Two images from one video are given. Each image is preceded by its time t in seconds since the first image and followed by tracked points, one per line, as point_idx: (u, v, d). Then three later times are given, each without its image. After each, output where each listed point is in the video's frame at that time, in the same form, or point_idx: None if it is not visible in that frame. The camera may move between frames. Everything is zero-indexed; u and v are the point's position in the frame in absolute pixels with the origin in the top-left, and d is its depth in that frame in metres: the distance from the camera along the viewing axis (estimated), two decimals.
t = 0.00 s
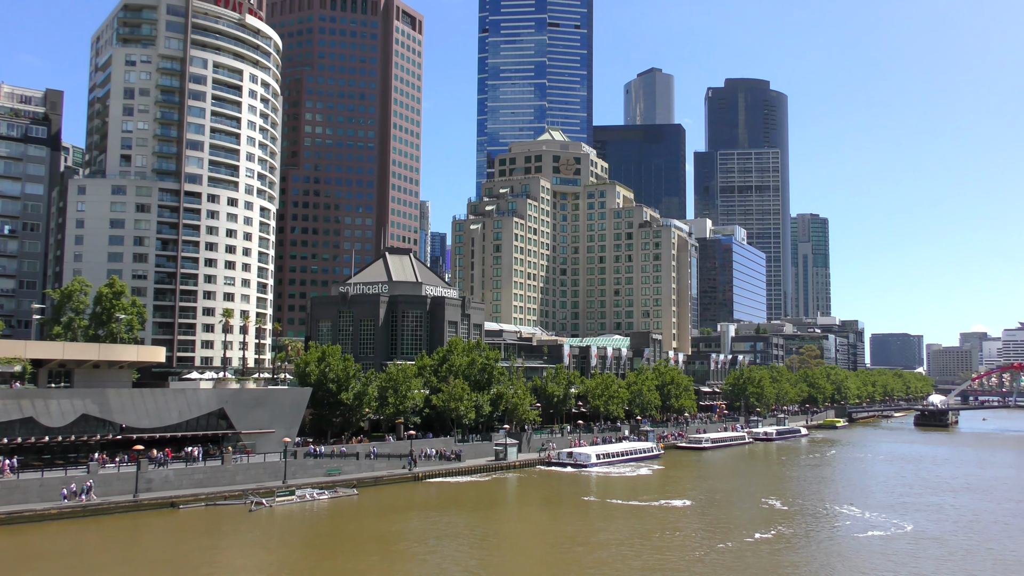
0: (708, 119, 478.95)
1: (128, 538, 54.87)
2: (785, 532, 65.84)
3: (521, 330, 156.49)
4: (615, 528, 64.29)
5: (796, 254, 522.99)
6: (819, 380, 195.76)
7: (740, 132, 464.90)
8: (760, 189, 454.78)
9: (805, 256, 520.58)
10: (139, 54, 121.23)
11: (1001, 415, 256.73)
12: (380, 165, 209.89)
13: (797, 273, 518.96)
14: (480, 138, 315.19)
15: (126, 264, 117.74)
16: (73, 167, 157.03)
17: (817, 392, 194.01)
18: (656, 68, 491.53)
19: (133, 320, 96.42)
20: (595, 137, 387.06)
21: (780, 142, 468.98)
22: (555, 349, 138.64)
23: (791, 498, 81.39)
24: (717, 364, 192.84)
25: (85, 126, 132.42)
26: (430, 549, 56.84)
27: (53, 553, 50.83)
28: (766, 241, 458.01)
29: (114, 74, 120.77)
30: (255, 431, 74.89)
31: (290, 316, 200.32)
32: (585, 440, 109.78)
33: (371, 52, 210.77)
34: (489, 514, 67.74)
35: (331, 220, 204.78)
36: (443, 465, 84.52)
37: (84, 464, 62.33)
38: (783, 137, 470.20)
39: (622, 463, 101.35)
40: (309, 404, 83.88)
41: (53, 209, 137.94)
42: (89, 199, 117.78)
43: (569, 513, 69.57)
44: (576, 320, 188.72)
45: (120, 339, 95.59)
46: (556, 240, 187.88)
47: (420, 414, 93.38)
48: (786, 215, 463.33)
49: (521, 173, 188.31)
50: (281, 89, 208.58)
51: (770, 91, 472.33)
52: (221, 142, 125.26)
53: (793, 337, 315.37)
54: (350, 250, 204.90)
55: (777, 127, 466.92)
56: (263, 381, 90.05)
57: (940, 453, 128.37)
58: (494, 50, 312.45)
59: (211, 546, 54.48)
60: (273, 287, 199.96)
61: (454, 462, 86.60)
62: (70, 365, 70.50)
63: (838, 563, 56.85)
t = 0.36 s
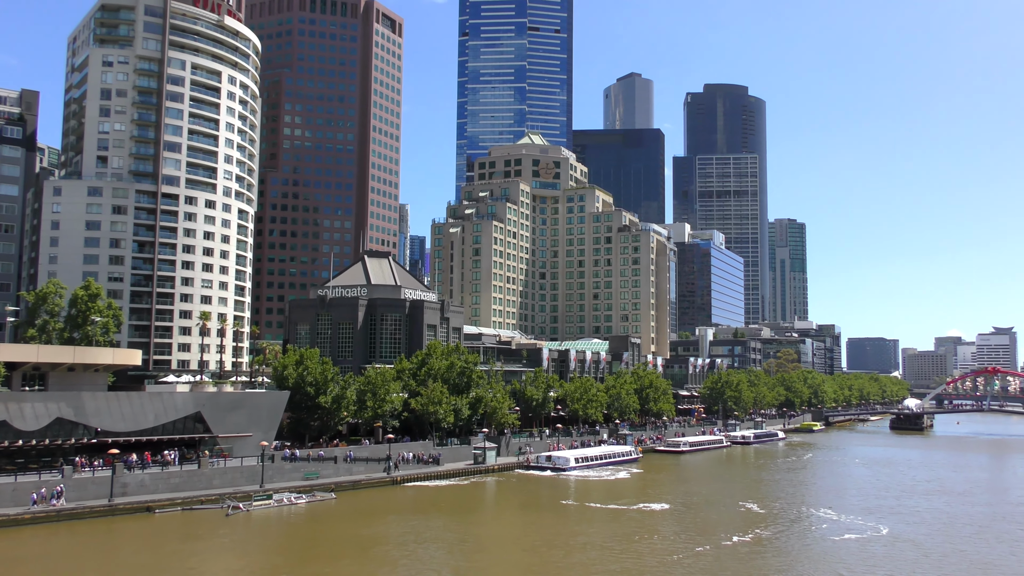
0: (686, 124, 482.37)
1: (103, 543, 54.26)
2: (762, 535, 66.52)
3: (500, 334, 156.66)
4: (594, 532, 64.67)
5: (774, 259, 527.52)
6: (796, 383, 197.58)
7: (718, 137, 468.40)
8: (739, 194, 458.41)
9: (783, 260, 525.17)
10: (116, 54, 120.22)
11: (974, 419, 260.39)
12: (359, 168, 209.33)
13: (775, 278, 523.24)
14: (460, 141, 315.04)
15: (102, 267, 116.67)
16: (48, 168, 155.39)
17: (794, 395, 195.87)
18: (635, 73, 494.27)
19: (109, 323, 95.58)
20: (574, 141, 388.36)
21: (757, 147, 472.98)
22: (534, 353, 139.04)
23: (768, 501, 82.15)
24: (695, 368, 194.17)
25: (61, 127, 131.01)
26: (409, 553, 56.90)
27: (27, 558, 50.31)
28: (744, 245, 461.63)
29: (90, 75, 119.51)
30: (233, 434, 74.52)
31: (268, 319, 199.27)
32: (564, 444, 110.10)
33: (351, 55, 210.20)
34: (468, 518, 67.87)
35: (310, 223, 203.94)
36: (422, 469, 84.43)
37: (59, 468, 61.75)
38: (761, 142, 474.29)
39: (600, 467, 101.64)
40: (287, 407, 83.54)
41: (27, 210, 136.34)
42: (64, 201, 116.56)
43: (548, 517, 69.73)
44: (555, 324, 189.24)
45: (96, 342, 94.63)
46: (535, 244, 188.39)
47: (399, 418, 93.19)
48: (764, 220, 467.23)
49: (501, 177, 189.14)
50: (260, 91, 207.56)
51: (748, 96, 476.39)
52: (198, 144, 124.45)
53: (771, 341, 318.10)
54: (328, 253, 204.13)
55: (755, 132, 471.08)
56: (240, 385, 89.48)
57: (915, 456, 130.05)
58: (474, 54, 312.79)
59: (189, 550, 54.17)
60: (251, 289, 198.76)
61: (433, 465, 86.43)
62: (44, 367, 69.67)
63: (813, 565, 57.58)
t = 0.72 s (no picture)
0: (666, 129, 485.23)
1: (78, 548, 53.69)
2: (740, 538, 67.07)
3: (479, 337, 156.59)
4: (572, 535, 64.93)
5: (752, 263, 531.47)
6: (774, 387, 199.07)
7: (697, 141, 471.42)
8: (717, 198, 461.57)
9: (761, 264, 529.27)
10: (93, 54, 118.91)
11: (948, 423, 263.77)
12: (339, 171, 208.58)
13: (753, 282, 527.12)
14: (440, 144, 314.74)
15: (77, 268, 115.41)
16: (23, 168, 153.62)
17: (772, 399, 197.36)
18: (615, 77, 496.42)
19: (83, 326, 94.55)
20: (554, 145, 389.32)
21: (736, 152, 476.42)
22: (513, 356, 139.16)
23: (746, 504, 82.80)
24: (673, 372, 195.14)
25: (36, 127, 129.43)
26: (388, 556, 56.88)
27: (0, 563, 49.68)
28: (723, 250, 464.72)
29: (66, 75, 118.01)
30: (209, 438, 73.98)
31: (246, 322, 198.05)
32: (544, 447, 110.20)
33: (331, 57, 209.43)
34: (446, 522, 67.88)
35: (288, 225, 202.99)
36: (400, 473, 84.22)
37: (32, 472, 60.99)
38: (739, 147, 477.90)
39: (579, 470, 101.93)
40: (265, 411, 83.06)
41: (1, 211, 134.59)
42: (39, 202, 115.13)
43: (525, 521, 69.76)
44: (535, 327, 189.43)
45: (70, 344, 93.45)
46: (515, 248, 188.62)
47: (377, 421, 92.98)
48: (742, 225, 470.72)
49: (481, 181, 188.73)
50: (238, 93, 206.20)
51: (727, 102, 479.91)
52: (176, 145, 123.61)
53: (749, 345, 320.33)
54: (307, 256, 203.17)
55: (734, 137, 474.64)
56: (217, 388, 88.76)
57: (890, 459, 131.55)
58: (454, 57, 312.76)
59: (166, 555, 53.76)
60: (229, 292, 197.46)
61: (411, 469, 86.25)
62: (18, 371, 68.67)
63: (790, 568, 58.18)
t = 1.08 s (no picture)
0: (646, 133, 487.60)
1: (52, 554, 52.95)
2: (719, 541, 67.45)
3: (459, 340, 156.29)
4: (551, 538, 64.96)
5: (731, 267, 534.86)
6: (752, 391, 200.29)
7: (677, 146, 474.17)
8: (696, 203, 464.31)
9: (739, 269, 532.85)
10: (69, 54, 117.68)
11: (925, 426, 266.59)
12: (319, 173, 207.70)
13: (732, 287, 530.42)
14: (420, 147, 314.14)
15: (52, 270, 113.97)
16: None
17: (750, 403, 198.64)
18: (595, 82, 498.29)
19: (58, 328, 93.39)
20: (535, 149, 390.00)
21: (715, 157, 479.53)
22: (493, 360, 139.06)
23: (724, 508, 83.24)
24: (653, 376, 195.81)
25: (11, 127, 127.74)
26: (366, 560, 56.61)
27: None
28: (702, 254, 467.17)
29: (43, 75, 116.81)
30: (186, 442, 73.26)
31: (224, 324, 196.52)
32: (523, 451, 110.15)
33: (311, 59, 208.46)
34: (425, 526, 67.60)
35: (267, 227, 201.86)
36: (379, 477, 83.90)
37: (5, 476, 60.21)
38: (718, 152, 481.17)
39: (559, 474, 101.95)
40: (243, 414, 82.41)
41: None
42: (12, 203, 113.62)
43: (505, 524, 69.67)
44: (515, 331, 189.25)
45: (45, 347, 92.11)
46: (495, 251, 188.54)
47: (356, 425, 92.52)
48: (721, 229, 473.66)
49: (461, 184, 189.61)
50: (217, 94, 204.73)
51: (706, 107, 483.17)
52: (154, 146, 122.30)
53: (728, 349, 322.13)
54: (286, 258, 201.92)
55: (713, 142, 477.71)
56: (194, 391, 87.90)
57: (867, 463, 132.72)
58: (435, 60, 312.57)
59: (141, 560, 53.15)
60: (207, 294, 195.96)
61: (390, 473, 85.96)
62: None
63: (769, 570, 58.55)
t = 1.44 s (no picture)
0: (627, 137, 489.93)
1: (26, 559, 52.33)
2: (699, 544, 68.00)
3: (439, 344, 156.08)
4: (532, 541, 65.24)
5: (711, 271, 538.17)
6: (732, 394, 201.67)
7: (658, 151, 476.78)
8: (677, 207, 466.91)
9: (719, 273, 536.30)
10: (47, 55, 116.40)
11: (901, 429, 269.61)
12: (299, 175, 206.98)
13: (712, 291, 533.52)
14: (401, 150, 313.71)
15: (29, 272, 112.72)
16: None
17: (729, 406, 200.04)
18: (577, 86, 500.14)
19: (34, 330, 92.33)
20: (516, 152, 390.57)
21: (696, 162, 482.72)
22: (474, 363, 139.22)
23: (704, 511, 83.80)
24: (633, 379, 196.73)
25: None
26: (346, 564, 56.60)
27: None
28: (682, 258, 469.76)
29: (20, 75, 115.52)
30: (164, 446, 72.73)
31: (203, 327, 195.22)
32: (504, 454, 110.31)
33: (292, 61, 207.73)
34: (406, 529, 67.69)
35: (247, 230, 200.78)
36: (359, 480, 83.77)
37: None
38: (699, 157, 484.35)
39: (540, 478, 102.16)
40: (222, 418, 82.01)
41: None
42: None
43: (486, 528, 69.70)
44: (495, 334, 189.39)
45: (21, 349, 91.06)
46: (476, 254, 188.73)
47: (336, 428, 92.33)
48: (701, 234, 476.61)
49: (442, 187, 189.21)
50: (197, 95, 203.32)
51: (687, 112, 486.29)
52: (133, 147, 121.40)
53: (708, 352, 324.07)
54: (267, 261, 200.87)
55: (693, 147, 480.78)
56: (173, 394, 87.31)
57: (845, 465, 133.98)
58: (416, 63, 312.16)
59: (118, 565, 52.81)
60: (185, 297, 194.53)
61: (370, 476, 85.87)
62: None
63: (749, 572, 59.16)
